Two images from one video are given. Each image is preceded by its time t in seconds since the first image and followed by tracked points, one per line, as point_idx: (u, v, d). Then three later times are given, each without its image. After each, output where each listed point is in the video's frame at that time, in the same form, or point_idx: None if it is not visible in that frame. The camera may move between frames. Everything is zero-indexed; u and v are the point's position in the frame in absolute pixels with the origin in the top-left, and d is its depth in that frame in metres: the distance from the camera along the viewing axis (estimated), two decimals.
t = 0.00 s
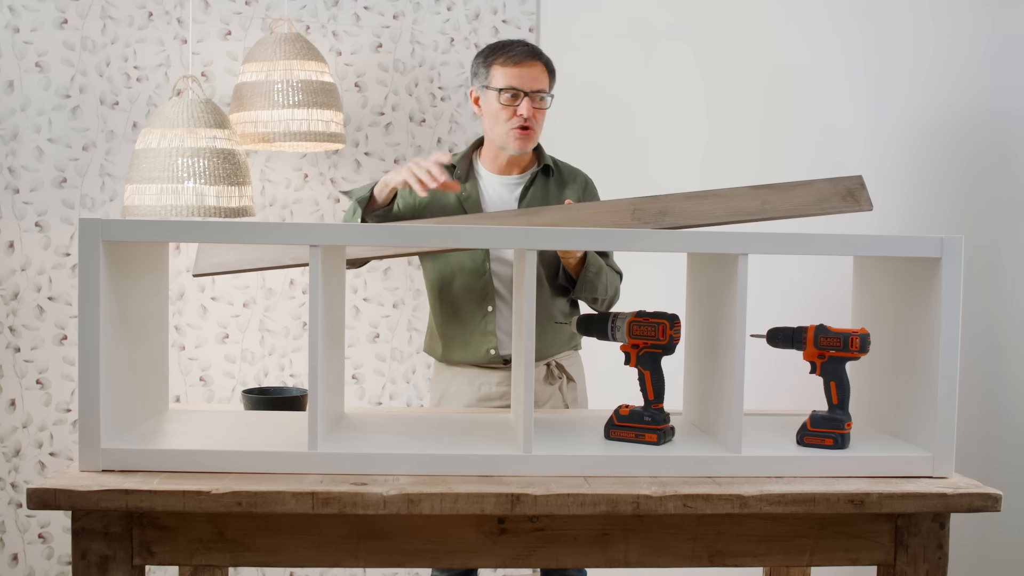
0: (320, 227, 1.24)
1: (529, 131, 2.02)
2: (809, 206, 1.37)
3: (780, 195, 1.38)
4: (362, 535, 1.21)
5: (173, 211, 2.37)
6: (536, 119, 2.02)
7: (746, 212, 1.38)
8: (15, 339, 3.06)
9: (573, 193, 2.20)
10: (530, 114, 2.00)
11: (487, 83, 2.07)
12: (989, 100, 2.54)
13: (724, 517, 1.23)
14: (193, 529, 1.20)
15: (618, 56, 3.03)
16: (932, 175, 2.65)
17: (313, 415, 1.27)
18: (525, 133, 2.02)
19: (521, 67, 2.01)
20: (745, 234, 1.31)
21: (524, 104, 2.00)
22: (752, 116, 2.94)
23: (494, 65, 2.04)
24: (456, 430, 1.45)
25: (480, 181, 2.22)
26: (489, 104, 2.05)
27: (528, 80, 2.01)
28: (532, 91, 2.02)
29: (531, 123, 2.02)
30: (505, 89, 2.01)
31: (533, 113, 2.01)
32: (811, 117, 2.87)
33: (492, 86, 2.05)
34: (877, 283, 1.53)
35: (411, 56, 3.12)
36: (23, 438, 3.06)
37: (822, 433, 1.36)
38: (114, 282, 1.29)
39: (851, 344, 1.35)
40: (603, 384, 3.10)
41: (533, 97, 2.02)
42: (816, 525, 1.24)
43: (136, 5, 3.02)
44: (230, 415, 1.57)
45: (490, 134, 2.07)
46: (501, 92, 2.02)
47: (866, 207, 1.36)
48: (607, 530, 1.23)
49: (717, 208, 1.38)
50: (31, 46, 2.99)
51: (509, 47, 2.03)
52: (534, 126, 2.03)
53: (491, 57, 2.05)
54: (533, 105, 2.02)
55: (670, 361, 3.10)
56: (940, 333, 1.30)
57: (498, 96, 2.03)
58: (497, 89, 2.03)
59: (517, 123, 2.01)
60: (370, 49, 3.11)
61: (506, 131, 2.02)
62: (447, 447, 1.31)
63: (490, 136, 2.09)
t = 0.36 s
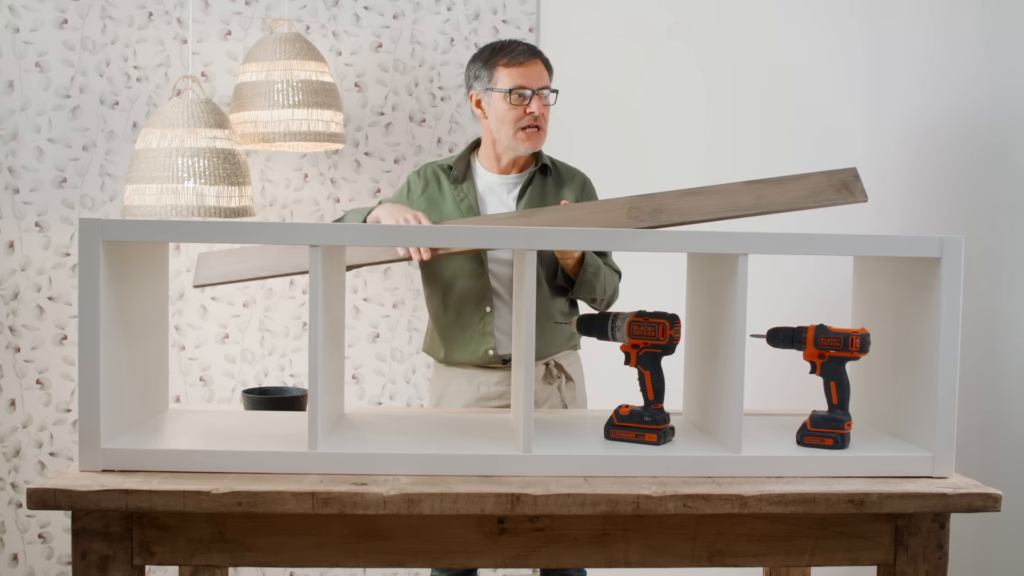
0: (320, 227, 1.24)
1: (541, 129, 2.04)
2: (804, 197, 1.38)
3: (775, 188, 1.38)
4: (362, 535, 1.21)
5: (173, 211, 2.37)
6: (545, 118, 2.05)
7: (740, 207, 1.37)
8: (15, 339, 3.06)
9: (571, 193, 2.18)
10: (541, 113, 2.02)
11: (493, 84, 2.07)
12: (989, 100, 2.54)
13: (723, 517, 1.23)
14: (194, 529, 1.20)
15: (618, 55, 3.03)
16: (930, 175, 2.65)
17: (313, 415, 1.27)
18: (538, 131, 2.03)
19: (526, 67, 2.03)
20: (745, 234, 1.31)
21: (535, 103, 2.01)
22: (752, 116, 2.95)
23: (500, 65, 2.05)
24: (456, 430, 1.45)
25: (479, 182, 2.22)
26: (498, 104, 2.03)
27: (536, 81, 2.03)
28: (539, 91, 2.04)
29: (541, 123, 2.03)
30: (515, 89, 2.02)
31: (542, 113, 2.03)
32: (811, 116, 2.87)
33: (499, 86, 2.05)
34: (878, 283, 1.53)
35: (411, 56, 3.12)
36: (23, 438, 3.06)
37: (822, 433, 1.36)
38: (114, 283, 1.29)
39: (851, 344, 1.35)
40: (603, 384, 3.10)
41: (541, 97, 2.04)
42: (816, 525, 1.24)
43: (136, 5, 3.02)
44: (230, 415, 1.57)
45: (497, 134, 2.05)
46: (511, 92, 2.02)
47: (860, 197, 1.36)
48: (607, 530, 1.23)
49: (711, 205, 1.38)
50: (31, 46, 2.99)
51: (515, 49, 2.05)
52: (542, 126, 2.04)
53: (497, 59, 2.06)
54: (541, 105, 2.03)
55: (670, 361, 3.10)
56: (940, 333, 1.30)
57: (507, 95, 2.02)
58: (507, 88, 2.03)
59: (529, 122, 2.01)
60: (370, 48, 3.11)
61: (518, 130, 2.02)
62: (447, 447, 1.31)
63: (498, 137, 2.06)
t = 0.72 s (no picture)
0: (319, 227, 1.24)
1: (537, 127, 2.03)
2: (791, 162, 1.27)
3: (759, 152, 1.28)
4: (362, 535, 1.21)
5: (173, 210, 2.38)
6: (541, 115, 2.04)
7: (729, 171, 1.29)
8: (15, 339, 3.06)
9: (570, 190, 2.20)
10: (537, 111, 2.00)
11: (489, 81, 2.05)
12: (986, 94, 2.51)
13: (724, 517, 1.23)
14: (193, 529, 1.20)
15: (618, 55, 3.03)
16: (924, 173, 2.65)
17: (313, 415, 1.27)
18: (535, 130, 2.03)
19: (524, 64, 2.00)
20: (745, 233, 1.31)
21: (531, 101, 2.00)
22: (752, 115, 2.95)
23: (496, 62, 2.03)
24: (456, 430, 1.45)
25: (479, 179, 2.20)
26: (494, 103, 2.03)
27: (533, 77, 2.01)
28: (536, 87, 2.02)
29: (536, 120, 2.02)
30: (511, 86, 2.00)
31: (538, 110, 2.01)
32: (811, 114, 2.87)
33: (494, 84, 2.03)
34: (878, 283, 1.53)
35: (411, 56, 3.12)
36: (23, 438, 3.06)
37: (822, 433, 1.36)
38: (114, 283, 1.29)
39: (851, 344, 1.35)
40: (603, 384, 3.10)
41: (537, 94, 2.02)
42: (816, 525, 1.24)
43: (136, 5, 3.02)
44: (230, 415, 1.57)
45: (494, 134, 2.06)
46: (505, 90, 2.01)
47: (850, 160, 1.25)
48: (607, 530, 1.23)
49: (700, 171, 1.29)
50: (31, 46, 2.99)
51: (511, 45, 2.03)
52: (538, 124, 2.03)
53: (492, 55, 2.04)
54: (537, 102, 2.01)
55: (670, 361, 3.10)
56: (940, 332, 1.30)
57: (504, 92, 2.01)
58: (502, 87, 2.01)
59: (524, 121, 2.01)
60: (370, 49, 3.11)
61: (513, 129, 2.02)
62: (447, 447, 1.31)
63: (495, 135, 2.07)
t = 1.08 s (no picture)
0: (319, 227, 1.24)
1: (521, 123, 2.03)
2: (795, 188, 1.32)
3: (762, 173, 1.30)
4: (362, 535, 1.21)
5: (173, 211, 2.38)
6: (521, 110, 2.02)
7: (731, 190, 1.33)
8: (15, 339, 3.06)
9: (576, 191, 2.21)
10: (511, 104, 2.01)
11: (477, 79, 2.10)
12: (987, 94, 2.61)
13: (723, 517, 1.23)
14: (193, 529, 1.20)
15: (619, 56, 3.00)
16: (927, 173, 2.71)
17: (313, 415, 1.27)
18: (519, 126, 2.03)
19: (504, 59, 2.02)
20: (745, 233, 1.31)
21: (505, 95, 2.01)
22: (752, 115, 2.95)
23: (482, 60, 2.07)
24: (456, 430, 1.45)
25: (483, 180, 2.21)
26: (479, 100, 2.08)
27: (510, 71, 2.02)
28: (516, 82, 2.02)
29: (513, 115, 2.02)
30: (489, 82, 2.04)
31: (516, 104, 2.01)
32: (812, 112, 2.90)
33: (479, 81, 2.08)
34: (878, 283, 1.53)
35: (411, 56, 3.10)
36: (23, 438, 3.06)
37: (822, 433, 1.36)
38: (114, 283, 1.29)
39: (851, 344, 1.35)
40: (603, 384, 3.10)
41: (516, 88, 2.02)
42: (816, 525, 1.24)
43: (136, 5, 3.02)
44: (230, 414, 1.57)
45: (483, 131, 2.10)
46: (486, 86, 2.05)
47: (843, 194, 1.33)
48: (607, 530, 1.23)
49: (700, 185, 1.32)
50: (31, 46, 2.99)
51: (496, 42, 2.05)
52: (517, 118, 2.02)
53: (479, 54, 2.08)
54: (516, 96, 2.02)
55: (670, 361, 3.10)
56: (940, 332, 1.30)
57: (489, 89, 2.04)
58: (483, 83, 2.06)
59: (499, 115, 2.02)
60: (370, 49, 3.09)
61: (492, 124, 2.04)
62: (447, 447, 1.31)
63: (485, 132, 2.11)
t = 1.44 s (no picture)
0: (319, 227, 1.24)
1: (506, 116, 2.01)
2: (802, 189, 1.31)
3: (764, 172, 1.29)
4: (362, 535, 1.21)
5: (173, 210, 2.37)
6: (516, 101, 2.02)
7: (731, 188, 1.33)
8: (15, 339, 3.06)
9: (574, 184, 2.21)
10: (506, 96, 2.00)
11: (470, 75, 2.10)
12: (985, 92, 2.62)
13: (723, 517, 1.23)
14: (193, 529, 1.20)
15: (619, 56, 3.00)
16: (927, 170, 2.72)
17: (313, 415, 1.27)
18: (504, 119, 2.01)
19: (496, 53, 2.03)
20: (745, 234, 1.31)
21: (499, 88, 2.01)
22: (752, 116, 2.95)
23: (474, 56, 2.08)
24: (456, 430, 1.45)
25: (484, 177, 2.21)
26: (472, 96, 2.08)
27: (502, 64, 2.02)
28: (508, 75, 2.02)
29: (508, 106, 2.01)
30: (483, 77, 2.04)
31: (510, 96, 2.01)
32: (812, 113, 2.90)
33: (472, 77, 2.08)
34: (878, 283, 1.53)
35: (411, 56, 3.10)
36: (23, 438, 3.06)
37: (822, 433, 1.36)
38: (114, 284, 1.29)
39: (851, 344, 1.35)
40: (604, 384, 3.10)
41: (509, 80, 2.02)
42: (816, 525, 1.24)
43: (136, 5, 3.02)
44: (230, 415, 1.57)
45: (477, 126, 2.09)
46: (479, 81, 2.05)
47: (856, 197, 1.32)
48: (607, 530, 1.23)
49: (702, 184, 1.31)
50: (31, 46, 2.99)
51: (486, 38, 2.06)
52: (512, 109, 2.01)
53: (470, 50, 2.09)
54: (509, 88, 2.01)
55: (670, 361, 3.10)
56: (940, 332, 1.30)
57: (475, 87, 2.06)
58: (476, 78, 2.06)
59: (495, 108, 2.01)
60: (370, 49, 3.09)
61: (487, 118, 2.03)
62: (447, 447, 1.31)
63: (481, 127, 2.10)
